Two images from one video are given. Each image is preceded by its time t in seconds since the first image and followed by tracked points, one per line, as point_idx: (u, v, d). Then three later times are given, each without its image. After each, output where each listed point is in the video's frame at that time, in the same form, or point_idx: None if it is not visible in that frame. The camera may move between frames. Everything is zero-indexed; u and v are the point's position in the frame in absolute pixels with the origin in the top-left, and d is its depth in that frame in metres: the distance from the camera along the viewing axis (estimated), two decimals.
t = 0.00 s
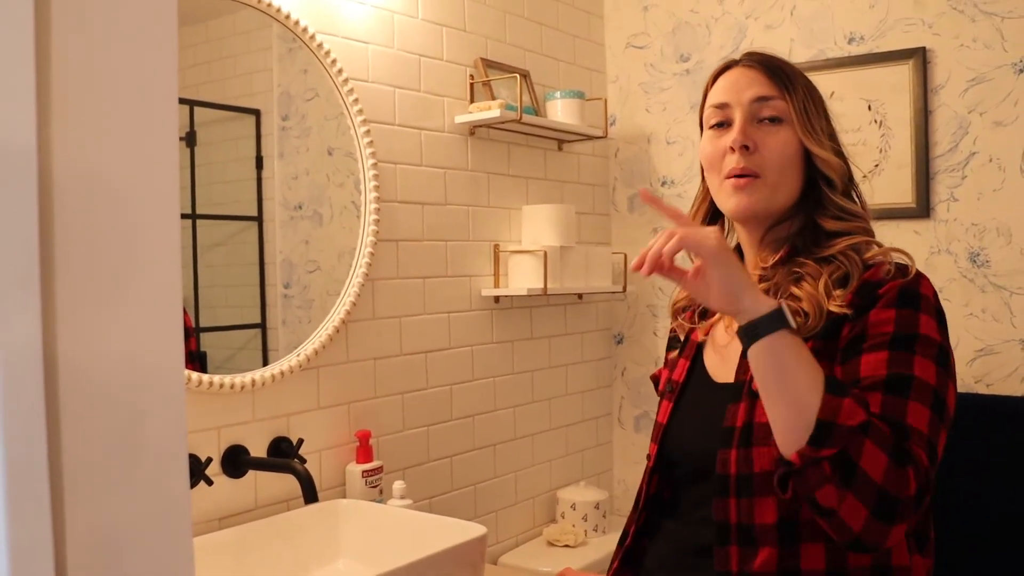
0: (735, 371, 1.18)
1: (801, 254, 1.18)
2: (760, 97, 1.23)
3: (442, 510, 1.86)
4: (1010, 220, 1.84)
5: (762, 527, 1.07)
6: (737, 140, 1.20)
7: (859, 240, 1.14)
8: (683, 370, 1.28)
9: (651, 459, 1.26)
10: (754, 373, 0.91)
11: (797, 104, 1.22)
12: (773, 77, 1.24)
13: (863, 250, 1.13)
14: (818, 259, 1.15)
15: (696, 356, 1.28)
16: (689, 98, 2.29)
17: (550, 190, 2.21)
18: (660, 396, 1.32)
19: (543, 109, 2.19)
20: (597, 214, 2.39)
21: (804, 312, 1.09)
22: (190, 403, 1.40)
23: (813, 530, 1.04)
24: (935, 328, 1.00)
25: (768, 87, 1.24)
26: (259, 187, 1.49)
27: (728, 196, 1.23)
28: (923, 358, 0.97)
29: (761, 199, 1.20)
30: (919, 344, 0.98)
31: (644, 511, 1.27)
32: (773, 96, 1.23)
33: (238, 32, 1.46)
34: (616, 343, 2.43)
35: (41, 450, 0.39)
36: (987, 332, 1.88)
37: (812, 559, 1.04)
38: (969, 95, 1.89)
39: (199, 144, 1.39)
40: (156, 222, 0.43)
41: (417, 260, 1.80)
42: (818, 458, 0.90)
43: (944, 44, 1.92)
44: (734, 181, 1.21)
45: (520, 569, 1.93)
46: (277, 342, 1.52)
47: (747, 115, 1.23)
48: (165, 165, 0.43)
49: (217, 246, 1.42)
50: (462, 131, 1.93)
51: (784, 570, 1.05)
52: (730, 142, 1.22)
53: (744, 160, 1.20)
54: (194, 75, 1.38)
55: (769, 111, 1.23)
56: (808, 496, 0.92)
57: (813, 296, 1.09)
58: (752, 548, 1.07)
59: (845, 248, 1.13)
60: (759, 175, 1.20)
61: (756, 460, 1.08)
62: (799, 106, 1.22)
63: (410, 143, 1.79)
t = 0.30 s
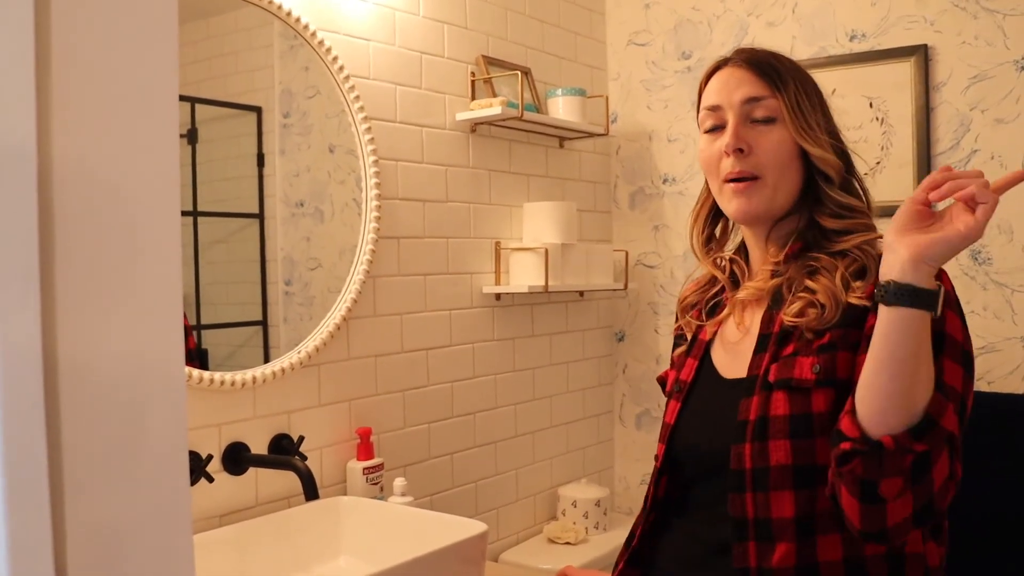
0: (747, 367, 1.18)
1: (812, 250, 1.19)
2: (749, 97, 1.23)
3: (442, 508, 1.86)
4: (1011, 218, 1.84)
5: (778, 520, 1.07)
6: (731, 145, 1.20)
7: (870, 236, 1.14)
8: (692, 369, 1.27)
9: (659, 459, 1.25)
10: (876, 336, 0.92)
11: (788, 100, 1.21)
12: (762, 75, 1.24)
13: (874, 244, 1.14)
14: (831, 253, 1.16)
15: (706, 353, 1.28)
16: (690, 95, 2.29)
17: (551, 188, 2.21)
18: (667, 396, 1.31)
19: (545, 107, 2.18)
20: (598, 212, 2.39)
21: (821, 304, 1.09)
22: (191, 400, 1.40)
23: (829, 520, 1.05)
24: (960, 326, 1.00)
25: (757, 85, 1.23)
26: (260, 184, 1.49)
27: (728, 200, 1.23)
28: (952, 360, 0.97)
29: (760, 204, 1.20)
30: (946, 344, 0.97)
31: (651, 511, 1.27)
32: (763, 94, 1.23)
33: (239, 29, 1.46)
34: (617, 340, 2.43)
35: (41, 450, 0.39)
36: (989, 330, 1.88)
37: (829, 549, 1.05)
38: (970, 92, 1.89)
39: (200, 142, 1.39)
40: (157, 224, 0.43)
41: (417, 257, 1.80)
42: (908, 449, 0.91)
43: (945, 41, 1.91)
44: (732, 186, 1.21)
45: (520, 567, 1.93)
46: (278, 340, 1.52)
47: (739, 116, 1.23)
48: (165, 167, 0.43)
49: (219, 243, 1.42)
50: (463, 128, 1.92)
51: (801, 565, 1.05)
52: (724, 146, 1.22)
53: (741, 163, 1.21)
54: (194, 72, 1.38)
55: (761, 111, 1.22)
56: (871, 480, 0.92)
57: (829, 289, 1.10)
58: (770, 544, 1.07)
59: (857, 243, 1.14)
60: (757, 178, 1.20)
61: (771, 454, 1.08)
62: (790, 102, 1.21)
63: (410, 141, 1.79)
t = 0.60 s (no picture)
0: (756, 364, 1.18)
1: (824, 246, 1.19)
2: (760, 89, 1.22)
3: (440, 504, 1.86)
4: (1008, 214, 1.84)
5: (795, 523, 1.06)
6: (743, 138, 1.19)
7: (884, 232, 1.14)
8: (695, 364, 1.26)
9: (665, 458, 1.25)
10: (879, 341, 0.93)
11: (798, 93, 1.21)
12: (772, 69, 1.24)
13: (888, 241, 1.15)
14: (844, 251, 1.16)
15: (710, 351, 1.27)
16: (688, 92, 2.28)
17: (548, 185, 2.20)
18: (669, 393, 1.30)
19: (542, 103, 2.18)
20: (595, 209, 2.38)
21: (835, 304, 1.09)
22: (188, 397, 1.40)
23: (843, 522, 1.06)
24: (973, 325, 1.01)
25: (768, 78, 1.23)
26: (257, 181, 1.48)
27: (739, 192, 1.22)
28: (966, 360, 0.98)
29: (771, 196, 1.19)
30: (962, 343, 0.98)
31: (654, 509, 1.27)
32: (774, 87, 1.22)
33: (236, 25, 1.45)
34: (614, 337, 2.43)
35: (35, 449, 0.38)
36: (985, 327, 1.88)
37: (843, 550, 1.05)
38: (968, 89, 1.88)
39: (197, 138, 1.38)
40: (154, 226, 0.43)
41: (414, 254, 1.80)
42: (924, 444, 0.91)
43: (943, 38, 1.91)
44: (744, 179, 1.20)
45: (517, 563, 1.93)
46: (275, 337, 1.52)
47: (750, 109, 1.23)
48: (161, 169, 0.43)
49: (215, 240, 1.42)
50: (460, 125, 1.92)
51: (816, 565, 1.05)
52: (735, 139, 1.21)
53: (753, 155, 1.20)
54: (191, 68, 1.37)
55: (771, 104, 1.22)
56: (889, 480, 0.92)
57: (843, 287, 1.10)
58: (784, 545, 1.07)
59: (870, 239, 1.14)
60: (768, 171, 1.19)
61: (788, 455, 1.08)
62: (801, 95, 1.21)
63: (407, 137, 1.78)
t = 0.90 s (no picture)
0: (752, 367, 1.18)
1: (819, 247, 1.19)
2: (754, 91, 1.23)
3: (436, 503, 1.86)
4: (1004, 212, 1.84)
5: (785, 524, 1.07)
6: (738, 142, 1.20)
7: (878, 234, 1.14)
8: (692, 365, 1.27)
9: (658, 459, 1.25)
10: (868, 346, 0.93)
11: (793, 94, 1.21)
12: (765, 70, 1.23)
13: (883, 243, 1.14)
14: (839, 253, 1.16)
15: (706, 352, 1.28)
16: (684, 90, 2.28)
17: (545, 183, 2.20)
18: (667, 393, 1.31)
19: (538, 101, 2.18)
20: (592, 207, 2.38)
21: (829, 307, 1.09)
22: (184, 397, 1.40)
23: (834, 524, 1.06)
24: (967, 330, 1.01)
25: (762, 80, 1.23)
26: (253, 179, 1.48)
27: (736, 196, 1.22)
28: (959, 364, 0.97)
29: (767, 199, 1.20)
30: (955, 348, 0.98)
31: (648, 508, 1.27)
32: (768, 89, 1.22)
33: (232, 24, 1.45)
34: (610, 335, 2.44)
35: (30, 448, 0.38)
36: (981, 325, 1.88)
37: (833, 553, 1.05)
38: (963, 88, 1.89)
39: (193, 137, 1.38)
40: (152, 228, 0.43)
41: (410, 252, 1.80)
42: (910, 451, 0.92)
43: (939, 36, 1.91)
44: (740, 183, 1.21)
45: (514, 562, 1.93)
46: (271, 335, 1.52)
47: (745, 112, 1.23)
48: (160, 172, 0.43)
49: (211, 239, 1.41)
50: (456, 123, 1.92)
51: (804, 567, 1.06)
52: (730, 143, 1.22)
53: (749, 158, 1.20)
54: (187, 66, 1.37)
55: (766, 106, 1.22)
56: (875, 487, 0.92)
57: (838, 289, 1.10)
58: (774, 546, 1.07)
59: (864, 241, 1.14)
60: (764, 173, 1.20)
61: (780, 459, 1.08)
62: (795, 96, 1.21)
63: (404, 135, 1.78)
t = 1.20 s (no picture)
0: (738, 367, 1.18)
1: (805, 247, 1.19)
2: (742, 90, 1.23)
3: (429, 503, 1.86)
4: (994, 212, 1.85)
5: (768, 525, 1.07)
6: (724, 140, 1.21)
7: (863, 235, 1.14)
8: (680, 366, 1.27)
9: (645, 460, 1.26)
10: (856, 343, 0.93)
11: (779, 93, 1.22)
12: (753, 69, 1.24)
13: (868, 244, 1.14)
14: (825, 253, 1.16)
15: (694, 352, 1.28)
16: (676, 90, 2.29)
17: (537, 182, 2.21)
18: (655, 393, 1.32)
19: (531, 101, 2.18)
20: (584, 207, 2.39)
21: (814, 306, 1.09)
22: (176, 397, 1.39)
23: (817, 525, 1.06)
24: (952, 331, 1.01)
25: (749, 79, 1.24)
26: (246, 179, 1.48)
27: (723, 195, 1.23)
28: (945, 364, 0.98)
29: (753, 198, 1.21)
30: (940, 348, 0.99)
31: (636, 509, 1.28)
32: (755, 88, 1.23)
33: (224, 23, 1.45)
34: (602, 335, 2.44)
35: (23, 447, 0.39)
36: (972, 324, 1.89)
37: (816, 554, 1.05)
38: (954, 88, 1.90)
39: (185, 136, 1.37)
40: (147, 227, 0.43)
41: (402, 253, 1.80)
42: (895, 449, 0.92)
43: (929, 37, 1.92)
44: (726, 181, 1.22)
45: (507, 562, 1.93)
46: (263, 335, 1.52)
47: (732, 110, 1.24)
48: (156, 172, 0.43)
49: (204, 239, 1.41)
50: (448, 123, 1.92)
51: (787, 567, 1.06)
52: (717, 142, 1.23)
53: (736, 156, 1.21)
54: (179, 66, 1.37)
55: (754, 104, 1.23)
56: (859, 483, 0.93)
57: (823, 289, 1.10)
58: (758, 547, 1.08)
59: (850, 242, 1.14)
60: (750, 172, 1.20)
61: (763, 458, 1.08)
62: (782, 95, 1.22)
63: (397, 136, 1.78)
